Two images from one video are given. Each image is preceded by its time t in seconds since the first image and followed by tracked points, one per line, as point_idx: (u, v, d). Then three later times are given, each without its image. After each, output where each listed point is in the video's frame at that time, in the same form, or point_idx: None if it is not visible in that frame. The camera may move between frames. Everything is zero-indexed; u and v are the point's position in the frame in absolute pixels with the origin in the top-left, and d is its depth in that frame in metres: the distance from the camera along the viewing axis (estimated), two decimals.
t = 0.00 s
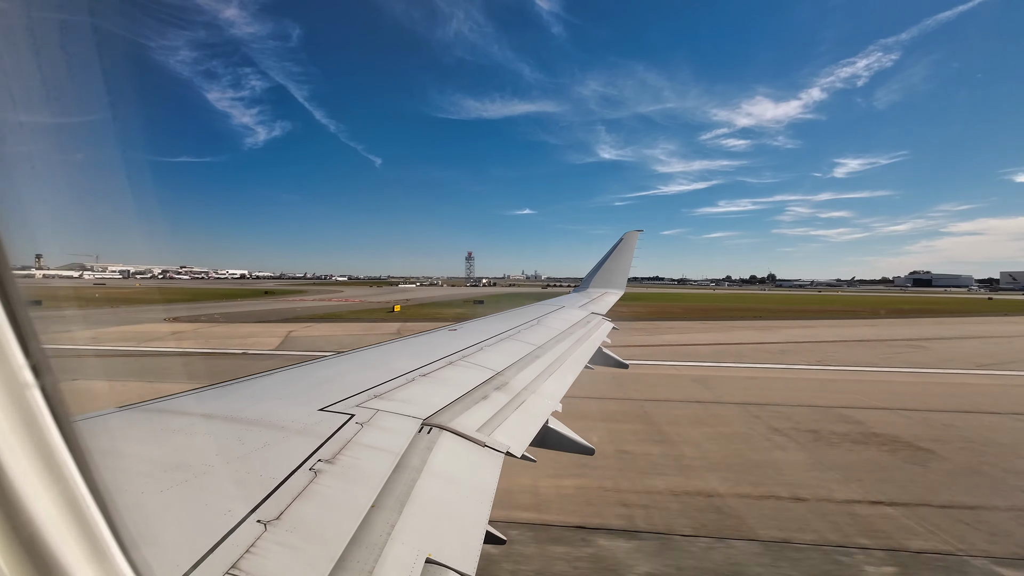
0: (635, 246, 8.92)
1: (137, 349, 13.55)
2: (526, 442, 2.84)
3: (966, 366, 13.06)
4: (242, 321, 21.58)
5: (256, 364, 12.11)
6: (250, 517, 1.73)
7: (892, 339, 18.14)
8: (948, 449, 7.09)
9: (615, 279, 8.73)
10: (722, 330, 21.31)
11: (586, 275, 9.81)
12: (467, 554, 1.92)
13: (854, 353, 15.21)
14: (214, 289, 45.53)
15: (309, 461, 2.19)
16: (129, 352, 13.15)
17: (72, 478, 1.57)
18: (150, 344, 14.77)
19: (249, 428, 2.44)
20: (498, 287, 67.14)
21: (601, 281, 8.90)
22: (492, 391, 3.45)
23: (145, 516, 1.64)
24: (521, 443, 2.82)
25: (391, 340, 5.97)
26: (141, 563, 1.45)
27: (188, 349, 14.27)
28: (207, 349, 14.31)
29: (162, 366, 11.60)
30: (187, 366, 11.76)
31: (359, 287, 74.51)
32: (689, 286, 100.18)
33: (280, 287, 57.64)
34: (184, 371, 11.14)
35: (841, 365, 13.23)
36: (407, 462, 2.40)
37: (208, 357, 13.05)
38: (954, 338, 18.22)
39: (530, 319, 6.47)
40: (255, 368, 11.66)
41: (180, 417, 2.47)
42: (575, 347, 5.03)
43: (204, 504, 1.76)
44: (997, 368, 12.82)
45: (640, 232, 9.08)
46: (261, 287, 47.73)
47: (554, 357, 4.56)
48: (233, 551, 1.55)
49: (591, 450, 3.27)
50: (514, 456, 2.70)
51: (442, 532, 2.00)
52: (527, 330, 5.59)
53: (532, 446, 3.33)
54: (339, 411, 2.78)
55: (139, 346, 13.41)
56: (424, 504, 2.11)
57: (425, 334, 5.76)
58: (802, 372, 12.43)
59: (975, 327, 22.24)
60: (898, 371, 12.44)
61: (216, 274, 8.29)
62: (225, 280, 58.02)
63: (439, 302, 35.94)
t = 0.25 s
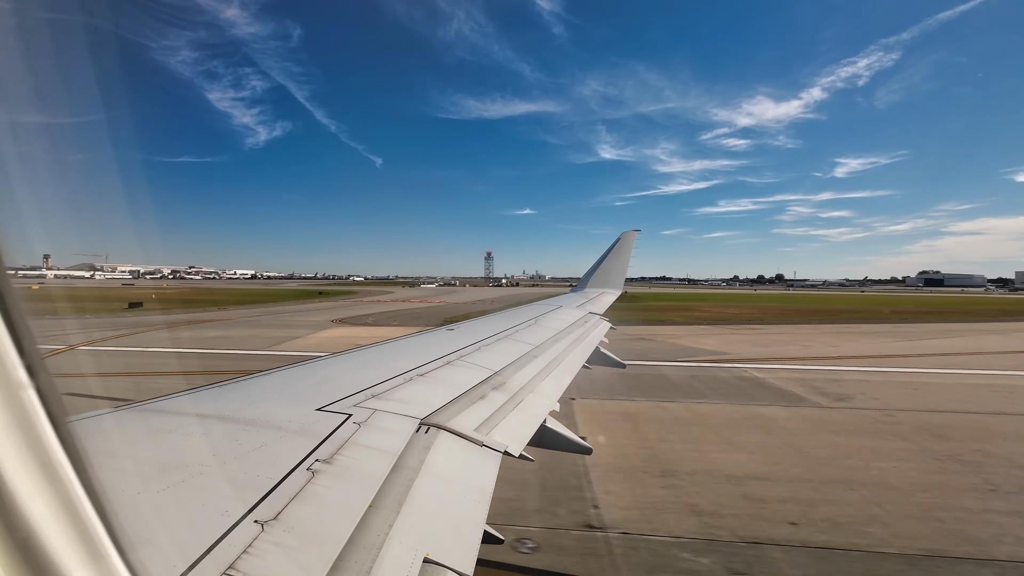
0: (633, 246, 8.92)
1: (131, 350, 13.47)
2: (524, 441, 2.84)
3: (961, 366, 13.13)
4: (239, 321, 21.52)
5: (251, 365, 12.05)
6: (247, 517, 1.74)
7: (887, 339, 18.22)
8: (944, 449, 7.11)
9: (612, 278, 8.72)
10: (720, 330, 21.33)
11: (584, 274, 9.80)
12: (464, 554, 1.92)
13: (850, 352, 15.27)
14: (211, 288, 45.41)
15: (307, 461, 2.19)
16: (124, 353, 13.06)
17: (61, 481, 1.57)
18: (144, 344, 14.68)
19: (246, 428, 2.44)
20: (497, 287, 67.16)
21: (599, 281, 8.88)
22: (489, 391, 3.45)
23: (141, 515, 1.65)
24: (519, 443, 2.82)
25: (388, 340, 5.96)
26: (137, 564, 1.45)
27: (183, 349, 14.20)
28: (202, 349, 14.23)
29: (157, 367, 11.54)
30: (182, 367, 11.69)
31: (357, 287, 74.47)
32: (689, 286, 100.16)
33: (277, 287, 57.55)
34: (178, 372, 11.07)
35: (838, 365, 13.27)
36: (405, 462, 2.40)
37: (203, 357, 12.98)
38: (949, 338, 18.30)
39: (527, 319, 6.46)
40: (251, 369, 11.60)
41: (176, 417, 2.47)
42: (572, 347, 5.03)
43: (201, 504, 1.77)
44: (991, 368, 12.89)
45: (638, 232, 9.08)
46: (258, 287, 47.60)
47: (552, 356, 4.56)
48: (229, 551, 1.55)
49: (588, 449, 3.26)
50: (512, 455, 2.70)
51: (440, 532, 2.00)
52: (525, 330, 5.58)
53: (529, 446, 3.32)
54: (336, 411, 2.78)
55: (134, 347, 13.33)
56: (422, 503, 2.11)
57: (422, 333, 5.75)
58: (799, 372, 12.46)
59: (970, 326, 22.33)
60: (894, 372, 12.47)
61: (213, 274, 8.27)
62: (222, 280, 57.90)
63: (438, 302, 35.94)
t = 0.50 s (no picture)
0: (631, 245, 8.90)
1: (126, 351, 13.37)
2: (523, 441, 2.84)
3: (957, 367, 13.18)
4: (236, 321, 21.42)
5: (247, 366, 11.98)
6: (244, 517, 1.74)
7: (884, 339, 18.30)
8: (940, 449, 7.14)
9: (610, 277, 8.71)
10: (718, 330, 21.34)
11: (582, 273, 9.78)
12: (463, 554, 1.92)
13: (847, 353, 15.31)
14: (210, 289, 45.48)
15: (305, 461, 2.20)
16: (118, 354, 12.96)
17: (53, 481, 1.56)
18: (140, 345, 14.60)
19: (243, 428, 2.44)
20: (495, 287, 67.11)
21: (597, 280, 8.87)
22: (488, 390, 3.45)
23: (135, 516, 1.65)
24: (518, 442, 2.82)
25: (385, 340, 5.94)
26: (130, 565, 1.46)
27: (178, 350, 14.12)
28: (197, 350, 14.15)
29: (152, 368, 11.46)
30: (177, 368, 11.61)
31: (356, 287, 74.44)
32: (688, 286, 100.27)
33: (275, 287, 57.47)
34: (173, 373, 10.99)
35: (835, 365, 13.30)
36: (403, 461, 2.39)
37: (199, 358, 12.91)
38: (944, 339, 18.41)
39: (525, 318, 6.45)
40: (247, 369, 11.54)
41: (173, 418, 2.47)
42: (570, 346, 5.02)
43: (196, 505, 1.77)
44: (987, 369, 12.96)
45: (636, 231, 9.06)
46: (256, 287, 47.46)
47: (550, 355, 4.56)
48: (226, 551, 1.56)
49: (587, 448, 3.26)
50: (511, 454, 2.70)
51: (438, 531, 2.00)
52: (522, 329, 5.58)
53: (528, 445, 3.33)
54: (334, 411, 2.77)
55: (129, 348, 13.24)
56: (420, 503, 2.11)
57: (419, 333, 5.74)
58: (797, 372, 12.48)
59: (967, 327, 22.42)
60: (892, 372, 12.51)
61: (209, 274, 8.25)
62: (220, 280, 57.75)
63: (437, 301, 35.94)
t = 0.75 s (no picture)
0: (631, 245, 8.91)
1: (126, 351, 13.38)
2: (523, 440, 2.84)
3: (958, 367, 13.17)
4: (236, 321, 21.43)
5: (247, 366, 11.99)
6: (244, 517, 1.74)
7: (884, 340, 18.29)
8: (941, 449, 7.14)
9: (610, 277, 8.71)
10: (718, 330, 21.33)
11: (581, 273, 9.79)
12: (463, 554, 1.92)
13: (847, 353, 15.31)
14: (211, 290, 45.56)
15: (305, 461, 2.20)
16: (118, 354, 12.97)
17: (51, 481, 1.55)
18: (141, 345, 14.61)
19: (244, 428, 2.44)
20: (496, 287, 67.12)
21: (596, 279, 8.87)
22: (488, 390, 3.45)
23: (136, 516, 1.65)
24: (518, 441, 2.82)
25: (385, 340, 5.95)
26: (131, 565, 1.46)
27: (179, 350, 14.13)
28: (198, 350, 14.15)
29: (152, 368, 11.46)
30: (177, 368, 11.61)
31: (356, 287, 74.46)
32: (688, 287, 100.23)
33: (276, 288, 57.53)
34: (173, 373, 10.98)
35: (836, 365, 13.29)
36: (403, 461, 2.39)
37: (199, 358, 12.92)
38: (944, 339, 18.39)
39: (525, 318, 6.46)
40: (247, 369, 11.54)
41: (173, 417, 2.48)
42: (570, 346, 5.02)
43: (196, 505, 1.77)
44: (988, 370, 12.94)
45: (636, 230, 9.06)
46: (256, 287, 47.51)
47: (550, 355, 4.56)
48: (227, 552, 1.56)
49: (587, 448, 3.26)
50: (511, 454, 2.70)
51: (438, 531, 2.00)
52: (523, 329, 5.58)
53: (528, 445, 3.32)
54: (334, 411, 2.78)
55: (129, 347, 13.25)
56: (420, 503, 2.11)
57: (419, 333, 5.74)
58: (797, 372, 12.48)
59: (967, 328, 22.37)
60: (892, 372, 12.50)
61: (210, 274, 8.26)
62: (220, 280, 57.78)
63: (437, 302, 35.95)
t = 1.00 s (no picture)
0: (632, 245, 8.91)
1: (128, 351, 13.41)
2: (524, 440, 2.84)
3: (959, 367, 13.16)
4: (238, 322, 21.48)
5: (249, 366, 12.01)
6: (247, 518, 1.74)
7: (885, 340, 18.28)
8: (942, 449, 7.14)
9: (611, 277, 8.71)
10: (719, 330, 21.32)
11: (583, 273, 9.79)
12: (465, 554, 1.92)
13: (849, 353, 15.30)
14: (213, 290, 45.63)
15: (306, 461, 2.20)
16: (121, 354, 13.02)
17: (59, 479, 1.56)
18: (142, 345, 14.64)
19: (244, 428, 2.44)
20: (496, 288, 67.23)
21: (598, 279, 8.87)
22: (490, 390, 3.46)
23: (139, 517, 1.65)
24: (519, 441, 2.82)
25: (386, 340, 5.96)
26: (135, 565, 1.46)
27: (181, 350, 14.18)
28: (200, 350, 14.19)
29: (154, 368, 11.49)
30: (179, 368, 11.64)
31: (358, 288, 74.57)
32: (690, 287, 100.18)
33: (277, 288, 57.57)
34: (175, 373, 11.00)
35: (837, 365, 13.28)
36: (404, 461, 2.40)
37: (201, 358, 12.95)
38: (946, 339, 18.36)
39: (526, 318, 6.46)
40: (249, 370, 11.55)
41: (174, 417, 2.48)
42: (572, 345, 5.03)
43: (199, 504, 1.77)
44: (989, 370, 12.92)
45: (637, 230, 9.07)
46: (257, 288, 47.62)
47: (552, 355, 4.57)
48: (229, 552, 1.55)
49: (589, 448, 3.26)
50: (513, 454, 2.70)
51: (439, 532, 2.00)
52: (524, 329, 5.59)
53: (529, 444, 3.33)
54: (336, 411, 2.78)
55: (132, 348, 13.27)
56: (422, 503, 2.11)
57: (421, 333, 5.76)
58: (798, 372, 12.47)
59: (969, 327, 22.35)
60: (893, 372, 12.51)
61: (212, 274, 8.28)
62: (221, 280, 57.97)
63: (438, 302, 35.98)
